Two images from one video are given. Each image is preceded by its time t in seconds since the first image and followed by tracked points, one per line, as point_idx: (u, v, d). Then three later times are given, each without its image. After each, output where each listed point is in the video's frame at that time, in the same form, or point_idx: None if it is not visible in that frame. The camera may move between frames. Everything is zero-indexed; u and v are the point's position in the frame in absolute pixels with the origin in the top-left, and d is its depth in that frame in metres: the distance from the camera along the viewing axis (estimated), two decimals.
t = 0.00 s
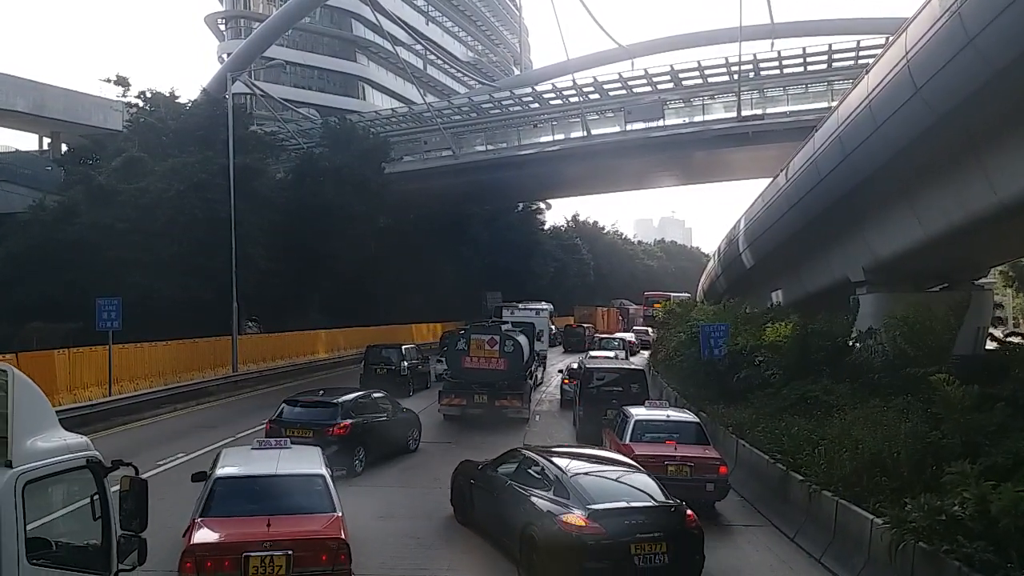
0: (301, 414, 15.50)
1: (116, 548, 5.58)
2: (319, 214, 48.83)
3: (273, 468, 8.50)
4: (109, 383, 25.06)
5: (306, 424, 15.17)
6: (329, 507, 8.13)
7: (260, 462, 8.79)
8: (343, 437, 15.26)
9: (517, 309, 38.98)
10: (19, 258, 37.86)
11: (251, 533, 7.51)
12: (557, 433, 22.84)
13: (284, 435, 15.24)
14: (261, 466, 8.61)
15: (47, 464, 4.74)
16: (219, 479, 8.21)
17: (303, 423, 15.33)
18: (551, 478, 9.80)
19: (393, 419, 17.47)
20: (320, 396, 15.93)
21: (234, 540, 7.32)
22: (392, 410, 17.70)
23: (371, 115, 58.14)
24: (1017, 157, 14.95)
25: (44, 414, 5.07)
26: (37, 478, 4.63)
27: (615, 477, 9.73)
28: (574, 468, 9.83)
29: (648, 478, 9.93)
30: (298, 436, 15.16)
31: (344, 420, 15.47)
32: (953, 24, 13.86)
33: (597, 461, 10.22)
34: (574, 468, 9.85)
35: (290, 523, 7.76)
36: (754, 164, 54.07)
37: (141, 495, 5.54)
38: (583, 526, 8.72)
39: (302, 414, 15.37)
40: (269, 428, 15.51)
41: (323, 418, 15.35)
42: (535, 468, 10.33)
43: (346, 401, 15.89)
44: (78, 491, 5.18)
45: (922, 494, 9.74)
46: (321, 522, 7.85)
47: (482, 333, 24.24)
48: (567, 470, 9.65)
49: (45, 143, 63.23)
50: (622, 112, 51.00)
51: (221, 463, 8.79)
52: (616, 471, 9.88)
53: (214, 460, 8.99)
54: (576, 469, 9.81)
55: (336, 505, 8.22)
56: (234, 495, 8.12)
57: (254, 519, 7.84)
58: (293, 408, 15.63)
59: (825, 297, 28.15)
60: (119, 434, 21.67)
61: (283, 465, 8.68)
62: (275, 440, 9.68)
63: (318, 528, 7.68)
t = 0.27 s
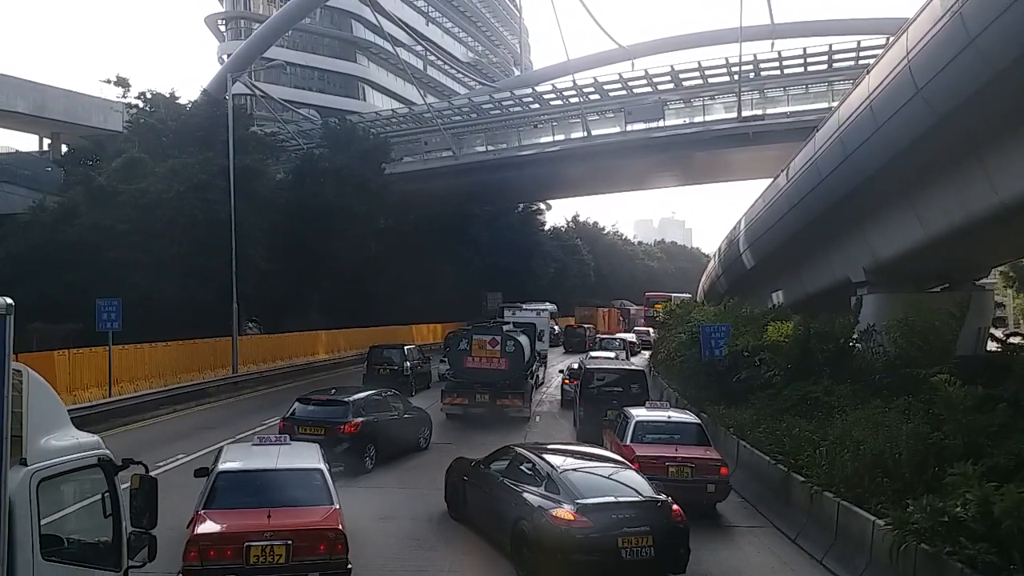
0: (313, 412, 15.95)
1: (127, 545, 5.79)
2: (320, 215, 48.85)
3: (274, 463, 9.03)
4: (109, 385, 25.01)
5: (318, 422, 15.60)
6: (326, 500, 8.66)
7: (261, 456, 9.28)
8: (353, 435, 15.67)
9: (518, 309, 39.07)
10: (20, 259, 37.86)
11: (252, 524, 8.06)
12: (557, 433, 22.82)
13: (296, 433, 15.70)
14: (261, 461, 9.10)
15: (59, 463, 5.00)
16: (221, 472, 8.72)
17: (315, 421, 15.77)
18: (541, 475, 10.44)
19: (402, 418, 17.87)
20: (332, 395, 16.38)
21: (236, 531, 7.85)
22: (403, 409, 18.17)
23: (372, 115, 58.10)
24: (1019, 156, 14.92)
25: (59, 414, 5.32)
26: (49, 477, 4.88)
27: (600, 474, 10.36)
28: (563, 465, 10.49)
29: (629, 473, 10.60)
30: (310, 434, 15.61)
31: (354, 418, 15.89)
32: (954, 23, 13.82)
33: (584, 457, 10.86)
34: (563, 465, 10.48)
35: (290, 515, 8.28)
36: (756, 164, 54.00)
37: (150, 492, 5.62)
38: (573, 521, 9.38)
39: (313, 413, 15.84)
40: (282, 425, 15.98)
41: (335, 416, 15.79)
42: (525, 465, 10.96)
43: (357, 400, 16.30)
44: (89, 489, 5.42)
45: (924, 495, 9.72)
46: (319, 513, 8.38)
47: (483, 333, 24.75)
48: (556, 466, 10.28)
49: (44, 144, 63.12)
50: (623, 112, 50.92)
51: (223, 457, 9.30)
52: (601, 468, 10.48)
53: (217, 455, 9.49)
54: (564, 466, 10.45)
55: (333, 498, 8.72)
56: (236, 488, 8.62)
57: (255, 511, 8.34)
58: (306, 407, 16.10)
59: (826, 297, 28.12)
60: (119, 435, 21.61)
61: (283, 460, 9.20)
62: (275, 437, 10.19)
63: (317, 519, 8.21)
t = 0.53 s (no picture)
0: (324, 412, 16.42)
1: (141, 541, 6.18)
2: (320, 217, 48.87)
3: (274, 459, 9.39)
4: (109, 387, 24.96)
5: (329, 421, 16.04)
6: (325, 495, 9.01)
7: (261, 453, 9.66)
8: (363, 434, 16.09)
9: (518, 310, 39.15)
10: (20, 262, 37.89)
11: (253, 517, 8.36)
12: (558, 434, 22.79)
13: (308, 432, 16.16)
14: (262, 457, 9.47)
15: (76, 460, 5.42)
16: (224, 469, 9.08)
17: (326, 420, 16.22)
18: (532, 473, 10.70)
19: (412, 417, 18.31)
20: (342, 395, 16.81)
21: (238, 524, 8.16)
22: (411, 409, 18.51)
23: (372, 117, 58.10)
24: (1020, 158, 14.89)
25: (75, 418, 5.76)
26: (67, 474, 5.30)
27: (590, 473, 10.62)
28: (554, 464, 10.75)
29: (617, 470, 10.92)
30: (321, 433, 16.06)
31: (364, 418, 16.32)
32: (956, 25, 13.78)
33: (575, 457, 11.18)
34: (554, 465, 10.75)
35: (289, 509, 8.60)
36: (756, 165, 53.97)
37: (163, 489, 6.13)
38: (563, 518, 9.63)
39: (325, 412, 16.28)
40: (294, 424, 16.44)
41: (345, 416, 16.23)
42: (517, 464, 11.21)
43: (367, 400, 16.72)
44: (105, 487, 5.81)
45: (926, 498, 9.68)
46: (318, 507, 8.71)
47: (485, 334, 24.67)
48: (548, 465, 10.55)
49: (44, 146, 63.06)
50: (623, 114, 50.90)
51: (225, 454, 9.65)
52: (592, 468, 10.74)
53: (219, 453, 9.84)
54: (555, 465, 10.72)
55: (332, 493, 9.08)
56: (238, 483, 8.97)
57: (256, 505, 8.66)
58: (317, 406, 16.57)
59: (827, 299, 28.10)
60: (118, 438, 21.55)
61: (283, 456, 9.56)
62: (275, 435, 10.55)
63: (316, 512, 8.55)
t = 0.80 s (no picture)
0: (336, 412, 16.86)
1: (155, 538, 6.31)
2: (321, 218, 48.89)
3: (274, 453, 9.95)
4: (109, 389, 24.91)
5: (340, 421, 16.47)
6: (322, 487, 9.58)
7: (262, 447, 10.21)
8: (373, 433, 16.47)
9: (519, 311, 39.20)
10: (21, 263, 37.87)
11: (255, 508, 8.94)
12: (559, 434, 22.77)
13: (320, 432, 16.61)
14: (262, 452, 10.00)
15: (93, 461, 5.52)
16: (226, 462, 9.62)
17: (337, 420, 16.65)
18: (526, 471, 10.96)
19: (423, 417, 18.60)
20: (354, 396, 17.24)
21: (240, 515, 8.72)
22: (422, 408, 18.88)
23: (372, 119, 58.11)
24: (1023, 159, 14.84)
25: (91, 416, 5.85)
26: (84, 474, 5.38)
27: (582, 471, 10.89)
28: (547, 461, 11.03)
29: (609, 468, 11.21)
30: (333, 433, 16.49)
31: (374, 418, 16.70)
32: (959, 25, 13.74)
33: (567, 454, 11.43)
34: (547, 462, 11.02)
35: (288, 501, 9.17)
36: (757, 166, 53.95)
37: (176, 486, 6.21)
38: (556, 514, 9.93)
39: (336, 413, 16.71)
40: (308, 425, 16.91)
41: (355, 416, 16.64)
42: (510, 462, 11.46)
43: (377, 400, 17.12)
44: (119, 486, 5.91)
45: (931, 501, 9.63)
46: (315, 499, 9.29)
47: (488, 335, 25.20)
48: (540, 464, 10.81)
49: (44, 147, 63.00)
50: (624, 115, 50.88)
51: (227, 449, 10.21)
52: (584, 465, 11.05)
53: (221, 447, 10.39)
54: (547, 463, 10.99)
55: (329, 485, 9.66)
56: (240, 476, 9.50)
57: (257, 497, 9.21)
58: (329, 407, 17.03)
59: (828, 300, 28.08)
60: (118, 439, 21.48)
61: (282, 450, 10.11)
62: (274, 430, 11.12)
63: (313, 504, 9.12)
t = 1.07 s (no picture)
0: (347, 411, 17.38)
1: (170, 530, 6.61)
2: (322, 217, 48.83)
3: (275, 446, 10.59)
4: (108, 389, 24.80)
5: (351, 418, 16.96)
6: (320, 479, 10.19)
7: (262, 441, 10.83)
8: (383, 431, 16.93)
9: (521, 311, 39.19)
10: (21, 262, 37.83)
11: (257, 498, 9.55)
12: (562, 434, 22.70)
13: (332, 430, 17.08)
14: (263, 445, 10.64)
15: (110, 455, 5.71)
16: (229, 455, 10.24)
17: (349, 418, 17.14)
18: (520, 470, 11.14)
19: (431, 415, 18.98)
20: (364, 396, 17.74)
21: (242, 505, 9.31)
22: (431, 406, 19.23)
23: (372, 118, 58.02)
24: None
25: (109, 412, 6.04)
26: (101, 468, 5.58)
27: (576, 469, 11.04)
28: (541, 459, 11.20)
29: (605, 465, 11.38)
30: (344, 430, 16.95)
31: (384, 416, 17.19)
32: (964, 23, 13.64)
33: (560, 451, 11.61)
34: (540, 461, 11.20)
35: (287, 492, 9.78)
36: (759, 166, 53.78)
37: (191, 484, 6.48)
38: (551, 510, 10.11)
39: (347, 411, 17.21)
40: (320, 423, 17.39)
41: (366, 414, 17.14)
42: (504, 461, 11.65)
43: (386, 399, 17.60)
44: (134, 479, 6.13)
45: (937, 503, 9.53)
46: (314, 490, 9.91)
47: (490, 334, 25.18)
48: (533, 461, 11.00)
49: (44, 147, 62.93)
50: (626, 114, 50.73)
51: (230, 443, 10.83)
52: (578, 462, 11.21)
53: (224, 441, 11.02)
54: (541, 461, 11.18)
55: (326, 476, 10.28)
56: (242, 469, 10.13)
57: (258, 488, 9.81)
58: (341, 405, 17.54)
59: (830, 300, 27.97)
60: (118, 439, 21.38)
61: (282, 444, 10.74)
62: (274, 425, 11.76)
63: (312, 494, 9.73)
